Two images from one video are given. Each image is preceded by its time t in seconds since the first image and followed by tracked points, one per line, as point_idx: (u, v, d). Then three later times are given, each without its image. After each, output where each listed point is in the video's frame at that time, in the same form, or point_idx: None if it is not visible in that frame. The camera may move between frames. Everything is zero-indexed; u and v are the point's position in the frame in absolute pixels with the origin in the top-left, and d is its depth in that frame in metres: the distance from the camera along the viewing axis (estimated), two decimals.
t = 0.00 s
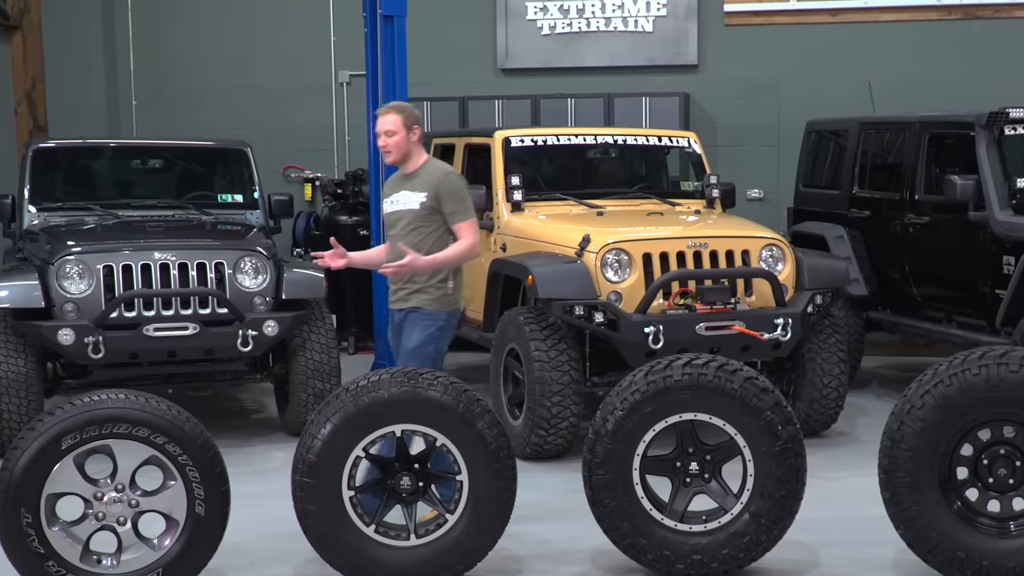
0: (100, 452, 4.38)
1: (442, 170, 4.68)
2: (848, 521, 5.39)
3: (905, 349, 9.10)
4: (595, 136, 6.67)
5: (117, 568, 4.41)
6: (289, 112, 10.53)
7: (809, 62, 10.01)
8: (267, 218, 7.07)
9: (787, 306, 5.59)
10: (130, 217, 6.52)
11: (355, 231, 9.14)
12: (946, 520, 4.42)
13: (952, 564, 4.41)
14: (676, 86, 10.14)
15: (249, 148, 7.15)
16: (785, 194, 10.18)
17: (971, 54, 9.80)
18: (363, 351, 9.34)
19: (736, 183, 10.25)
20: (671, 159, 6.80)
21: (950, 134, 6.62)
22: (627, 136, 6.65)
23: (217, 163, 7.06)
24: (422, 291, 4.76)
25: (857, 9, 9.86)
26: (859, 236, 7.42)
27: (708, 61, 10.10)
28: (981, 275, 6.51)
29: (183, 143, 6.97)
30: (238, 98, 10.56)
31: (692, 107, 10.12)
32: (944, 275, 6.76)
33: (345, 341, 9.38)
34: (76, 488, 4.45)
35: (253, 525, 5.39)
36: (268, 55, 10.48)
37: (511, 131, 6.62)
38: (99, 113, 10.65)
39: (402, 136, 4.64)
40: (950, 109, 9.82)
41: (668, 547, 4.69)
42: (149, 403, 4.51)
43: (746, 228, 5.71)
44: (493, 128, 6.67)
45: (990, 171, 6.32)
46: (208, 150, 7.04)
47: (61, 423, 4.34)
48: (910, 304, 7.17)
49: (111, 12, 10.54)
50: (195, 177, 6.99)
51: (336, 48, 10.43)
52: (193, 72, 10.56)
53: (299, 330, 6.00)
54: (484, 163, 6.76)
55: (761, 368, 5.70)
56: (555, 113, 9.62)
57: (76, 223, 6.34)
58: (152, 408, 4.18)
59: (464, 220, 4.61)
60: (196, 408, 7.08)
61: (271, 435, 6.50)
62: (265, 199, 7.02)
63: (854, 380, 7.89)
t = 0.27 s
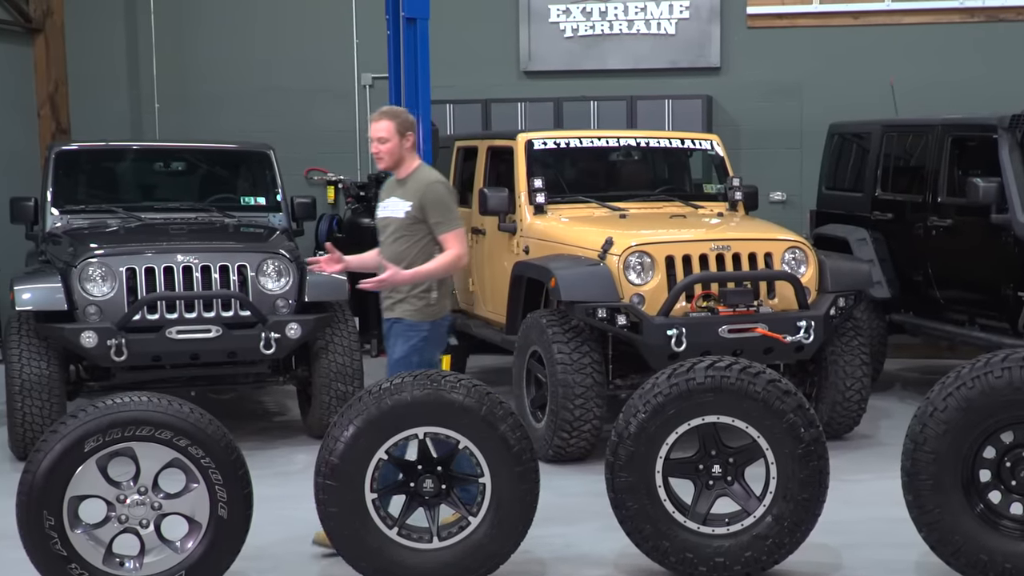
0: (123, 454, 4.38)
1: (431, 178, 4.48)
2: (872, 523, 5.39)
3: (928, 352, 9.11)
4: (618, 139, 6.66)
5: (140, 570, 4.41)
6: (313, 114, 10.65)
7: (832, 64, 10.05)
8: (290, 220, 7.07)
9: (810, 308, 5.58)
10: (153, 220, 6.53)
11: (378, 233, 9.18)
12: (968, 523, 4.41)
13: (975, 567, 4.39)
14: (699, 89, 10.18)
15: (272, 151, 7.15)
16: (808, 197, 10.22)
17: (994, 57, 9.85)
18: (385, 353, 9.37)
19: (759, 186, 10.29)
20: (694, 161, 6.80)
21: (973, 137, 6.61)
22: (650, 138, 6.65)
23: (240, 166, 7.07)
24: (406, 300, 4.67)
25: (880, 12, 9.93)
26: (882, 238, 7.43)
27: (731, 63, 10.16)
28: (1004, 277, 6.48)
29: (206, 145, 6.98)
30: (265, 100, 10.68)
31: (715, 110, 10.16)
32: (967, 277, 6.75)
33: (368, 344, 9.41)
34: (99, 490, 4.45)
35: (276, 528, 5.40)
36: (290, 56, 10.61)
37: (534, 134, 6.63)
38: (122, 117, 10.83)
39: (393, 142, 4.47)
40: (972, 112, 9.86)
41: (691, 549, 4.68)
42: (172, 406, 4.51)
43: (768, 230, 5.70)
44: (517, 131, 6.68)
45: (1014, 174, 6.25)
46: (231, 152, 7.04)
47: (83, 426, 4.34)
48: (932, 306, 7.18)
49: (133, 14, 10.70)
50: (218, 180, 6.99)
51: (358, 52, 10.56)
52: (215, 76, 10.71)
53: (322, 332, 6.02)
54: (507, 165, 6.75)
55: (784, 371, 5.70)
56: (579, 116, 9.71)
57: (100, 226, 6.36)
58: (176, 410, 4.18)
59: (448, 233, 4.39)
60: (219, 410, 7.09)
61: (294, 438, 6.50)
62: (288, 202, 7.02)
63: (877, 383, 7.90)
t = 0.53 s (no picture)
0: (148, 457, 4.38)
1: (418, 181, 4.43)
2: (896, 525, 5.39)
3: (954, 354, 9.12)
4: (643, 141, 6.66)
5: (165, 572, 4.41)
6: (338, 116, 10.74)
7: (856, 66, 10.19)
8: (314, 223, 7.08)
9: (835, 311, 5.57)
10: (179, 223, 6.53)
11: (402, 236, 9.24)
12: (993, 524, 4.39)
13: (1000, 569, 4.37)
14: (723, 91, 10.32)
15: (296, 153, 7.16)
16: (833, 199, 10.36)
17: (1016, 59, 9.98)
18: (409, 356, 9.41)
19: (782, 188, 10.44)
20: (719, 163, 6.80)
21: (998, 139, 6.63)
22: (675, 140, 6.64)
23: (265, 168, 7.07)
24: (391, 300, 4.70)
25: (904, 14, 10.06)
26: (907, 240, 7.43)
27: (756, 66, 10.28)
28: None
29: (231, 148, 6.98)
30: (291, 103, 10.76)
31: (741, 112, 10.29)
32: (992, 280, 6.75)
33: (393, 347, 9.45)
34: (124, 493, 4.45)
35: (302, 529, 5.40)
36: (318, 60, 10.70)
37: (559, 136, 6.63)
38: (147, 119, 11.01)
39: (382, 143, 4.42)
40: (997, 113, 10.00)
41: (716, 552, 4.68)
42: (197, 408, 4.51)
43: (793, 232, 5.70)
44: (542, 133, 6.68)
45: None
46: (255, 154, 7.05)
47: (109, 428, 4.35)
48: (957, 308, 7.15)
49: (158, 16, 10.83)
50: (244, 183, 7.00)
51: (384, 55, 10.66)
52: (240, 80, 10.82)
53: (347, 335, 5.98)
54: (532, 168, 6.74)
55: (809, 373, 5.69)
56: (604, 118, 9.82)
57: (124, 228, 6.37)
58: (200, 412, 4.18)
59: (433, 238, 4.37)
60: (244, 412, 7.11)
61: (318, 440, 6.51)
62: (312, 204, 7.03)
63: (902, 385, 7.91)
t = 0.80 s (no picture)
0: (174, 457, 4.39)
1: (420, 180, 4.39)
2: (922, 526, 5.39)
3: (980, 355, 9.16)
4: (669, 142, 6.66)
5: (191, 573, 4.41)
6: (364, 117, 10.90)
7: (882, 66, 10.36)
8: (340, 224, 7.08)
9: (862, 312, 5.57)
10: (205, 223, 6.54)
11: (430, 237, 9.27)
12: (1020, 526, 4.37)
13: None
14: (751, 91, 10.48)
15: (322, 154, 7.19)
16: (859, 200, 10.50)
17: None
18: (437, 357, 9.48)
19: (810, 189, 10.59)
20: (745, 164, 6.78)
21: None
22: (701, 141, 6.63)
23: (291, 169, 7.09)
24: (399, 302, 4.61)
25: (931, 15, 10.18)
26: (934, 242, 7.42)
27: (782, 67, 10.45)
28: None
29: (257, 149, 7.01)
30: (316, 103, 10.97)
31: (767, 114, 10.48)
32: (1018, 280, 6.76)
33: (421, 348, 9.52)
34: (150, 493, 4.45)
35: (329, 531, 5.40)
36: (342, 60, 10.89)
37: (586, 137, 6.63)
38: (173, 120, 11.19)
39: (379, 144, 4.36)
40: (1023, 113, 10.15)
41: (742, 552, 4.67)
42: (223, 409, 4.51)
43: (819, 234, 5.70)
44: (568, 134, 6.68)
45: None
46: (282, 155, 7.08)
47: (135, 428, 4.35)
48: (983, 309, 7.13)
49: (184, 19, 11.03)
50: (270, 183, 7.02)
51: (410, 56, 10.85)
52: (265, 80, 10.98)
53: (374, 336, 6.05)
54: (558, 168, 6.74)
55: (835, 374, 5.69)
56: (630, 119, 9.96)
57: (150, 229, 6.38)
58: (225, 414, 4.18)
59: (440, 237, 4.32)
60: (270, 414, 7.13)
61: (344, 441, 6.52)
62: (338, 205, 7.05)
63: (928, 386, 7.93)
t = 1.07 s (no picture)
0: (201, 456, 4.39)
1: (423, 178, 4.39)
2: (948, 525, 5.38)
3: (1006, 353, 9.21)
4: (696, 140, 6.65)
5: (218, 571, 4.41)
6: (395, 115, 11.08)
7: (909, 65, 10.50)
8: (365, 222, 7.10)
9: (889, 310, 5.57)
10: (232, 221, 6.57)
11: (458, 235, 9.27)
12: None
13: None
14: (778, 89, 10.63)
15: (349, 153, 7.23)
16: (886, 199, 10.65)
17: None
18: (465, 355, 9.57)
19: (837, 187, 10.75)
20: (772, 162, 6.78)
21: None
22: (728, 140, 6.63)
23: (319, 167, 7.11)
24: (414, 301, 4.56)
25: (958, 13, 10.32)
26: (960, 240, 7.42)
27: (809, 65, 10.60)
28: None
29: (285, 147, 7.06)
30: (341, 101, 11.14)
31: (794, 112, 10.62)
32: None
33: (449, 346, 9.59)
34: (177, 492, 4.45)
35: (359, 529, 5.41)
36: (369, 60, 11.04)
37: (612, 135, 6.63)
38: (200, 119, 11.34)
39: (387, 140, 4.28)
40: None
41: (769, 551, 4.66)
42: (250, 408, 4.51)
43: (846, 232, 5.70)
44: (595, 133, 6.68)
45: None
46: (309, 153, 7.11)
47: (162, 427, 4.35)
48: (1011, 308, 7.15)
49: (211, 19, 11.21)
50: (297, 182, 7.05)
51: (438, 54, 10.98)
52: (293, 79, 11.16)
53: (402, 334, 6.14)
54: (585, 167, 6.75)
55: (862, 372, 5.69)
56: (656, 117, 10.09)
57: (176, 227, 6.42)
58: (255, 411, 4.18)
59: (452, 231, 4.29)
60: (297, 412, 7.15)
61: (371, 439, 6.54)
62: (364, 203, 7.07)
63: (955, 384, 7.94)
